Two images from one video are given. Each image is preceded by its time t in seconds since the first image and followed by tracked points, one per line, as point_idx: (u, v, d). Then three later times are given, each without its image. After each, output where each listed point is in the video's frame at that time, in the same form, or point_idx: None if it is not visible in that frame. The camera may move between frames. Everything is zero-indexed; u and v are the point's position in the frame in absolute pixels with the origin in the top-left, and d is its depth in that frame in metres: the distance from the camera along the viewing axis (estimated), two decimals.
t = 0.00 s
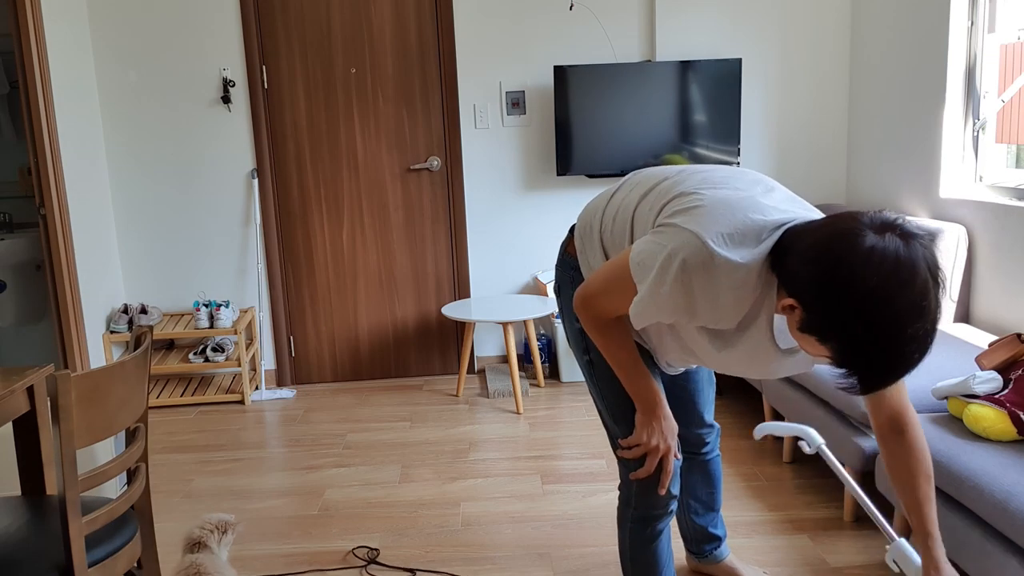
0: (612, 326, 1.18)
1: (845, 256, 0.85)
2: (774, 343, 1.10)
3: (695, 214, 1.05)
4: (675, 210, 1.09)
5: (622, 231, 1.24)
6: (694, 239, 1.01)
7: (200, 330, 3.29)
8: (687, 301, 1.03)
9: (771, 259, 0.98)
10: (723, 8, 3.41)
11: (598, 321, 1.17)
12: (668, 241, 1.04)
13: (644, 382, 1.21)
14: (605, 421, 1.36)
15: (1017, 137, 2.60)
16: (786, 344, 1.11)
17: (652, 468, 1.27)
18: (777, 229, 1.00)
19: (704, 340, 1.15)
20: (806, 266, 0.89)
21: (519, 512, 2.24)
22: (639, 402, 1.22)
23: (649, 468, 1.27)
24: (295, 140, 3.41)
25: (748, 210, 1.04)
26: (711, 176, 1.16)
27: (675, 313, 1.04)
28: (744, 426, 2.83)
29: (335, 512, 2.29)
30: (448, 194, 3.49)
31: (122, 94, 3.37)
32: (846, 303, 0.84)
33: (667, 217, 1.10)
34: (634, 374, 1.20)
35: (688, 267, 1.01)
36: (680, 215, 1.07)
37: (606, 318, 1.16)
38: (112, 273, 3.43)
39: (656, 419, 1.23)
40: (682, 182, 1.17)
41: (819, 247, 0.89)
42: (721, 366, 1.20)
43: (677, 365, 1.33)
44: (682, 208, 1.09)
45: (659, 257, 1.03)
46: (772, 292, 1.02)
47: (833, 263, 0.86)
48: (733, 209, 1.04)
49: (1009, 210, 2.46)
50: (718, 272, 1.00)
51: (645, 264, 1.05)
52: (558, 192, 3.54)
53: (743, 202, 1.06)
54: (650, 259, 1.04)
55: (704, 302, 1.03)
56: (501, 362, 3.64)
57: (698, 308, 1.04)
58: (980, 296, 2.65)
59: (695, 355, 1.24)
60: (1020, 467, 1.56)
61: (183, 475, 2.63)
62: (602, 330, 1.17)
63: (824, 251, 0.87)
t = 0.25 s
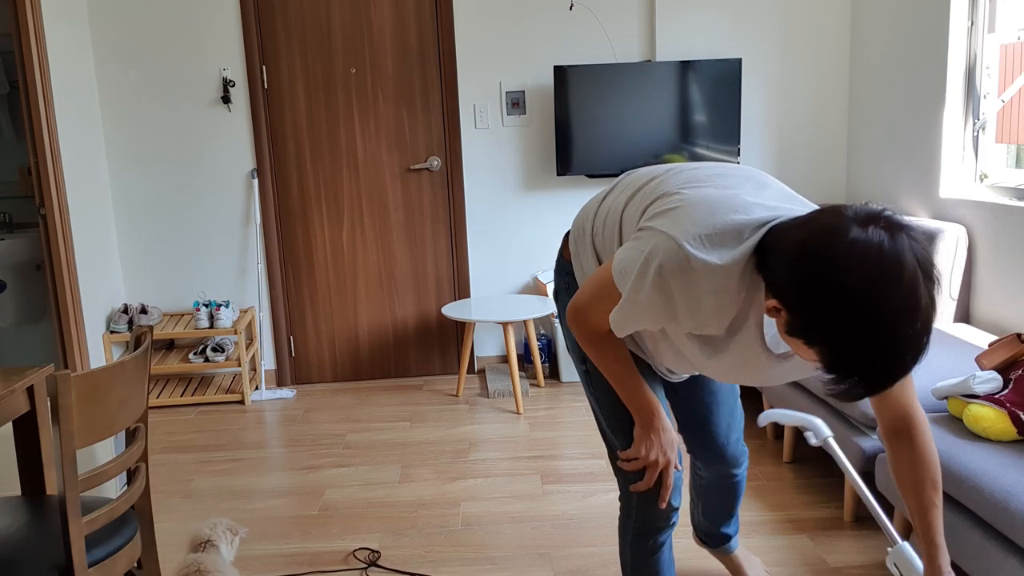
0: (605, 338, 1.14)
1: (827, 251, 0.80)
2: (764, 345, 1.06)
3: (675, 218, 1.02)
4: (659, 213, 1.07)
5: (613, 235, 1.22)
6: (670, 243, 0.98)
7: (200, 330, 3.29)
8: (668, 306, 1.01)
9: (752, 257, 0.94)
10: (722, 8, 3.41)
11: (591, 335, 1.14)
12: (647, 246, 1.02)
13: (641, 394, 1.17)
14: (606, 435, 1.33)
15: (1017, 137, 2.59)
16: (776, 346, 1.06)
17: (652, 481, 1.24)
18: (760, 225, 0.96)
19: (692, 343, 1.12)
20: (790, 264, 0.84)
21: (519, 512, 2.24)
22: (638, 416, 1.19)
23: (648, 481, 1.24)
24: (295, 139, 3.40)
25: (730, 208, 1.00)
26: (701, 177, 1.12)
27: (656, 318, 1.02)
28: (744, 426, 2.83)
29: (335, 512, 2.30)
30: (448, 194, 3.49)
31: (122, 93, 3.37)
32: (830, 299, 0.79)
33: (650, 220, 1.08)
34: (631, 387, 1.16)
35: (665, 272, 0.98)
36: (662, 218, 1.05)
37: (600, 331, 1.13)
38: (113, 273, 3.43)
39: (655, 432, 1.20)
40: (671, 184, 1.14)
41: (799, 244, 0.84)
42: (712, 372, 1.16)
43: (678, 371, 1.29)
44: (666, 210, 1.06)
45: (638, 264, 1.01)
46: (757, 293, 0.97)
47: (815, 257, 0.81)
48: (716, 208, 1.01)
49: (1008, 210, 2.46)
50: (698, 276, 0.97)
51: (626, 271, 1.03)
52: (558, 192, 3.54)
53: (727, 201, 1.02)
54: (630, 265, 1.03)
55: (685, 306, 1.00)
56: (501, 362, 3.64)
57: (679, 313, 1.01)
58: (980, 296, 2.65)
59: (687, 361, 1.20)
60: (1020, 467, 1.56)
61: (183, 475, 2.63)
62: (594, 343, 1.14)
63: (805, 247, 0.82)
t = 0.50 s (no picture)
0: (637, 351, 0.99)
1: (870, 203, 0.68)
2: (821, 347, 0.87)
3: (706, 195, 0.89)
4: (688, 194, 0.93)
5: (641, 234, 1.06)
6: (702, 219, 0.85)
7: (200, 330, 3.29)
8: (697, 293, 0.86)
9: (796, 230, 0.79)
10: (722, 8, 3.41)
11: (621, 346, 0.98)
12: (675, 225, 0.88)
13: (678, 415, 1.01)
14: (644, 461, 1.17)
15: (1017, 136, 2.58)
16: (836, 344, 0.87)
17: (687, 521, 1.07)
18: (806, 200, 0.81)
19: (730, 344, 0.94)
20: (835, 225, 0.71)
21: (519, 512, 2.24)
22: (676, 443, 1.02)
23: (683, 520, 1.07)
24: (295, 139, 3.40)
25: (770, 184, 0.86)
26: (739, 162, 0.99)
27: (685, 308, 0.87)
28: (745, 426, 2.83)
29: (335, 512, 2.30)
30: (448, 194, 3.49)
31: (122, 93, 3.37)
32: (874, 256, 0.66)
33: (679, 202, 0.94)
34: (666, 408, 1.00)
35: (694, 250, 0.84)
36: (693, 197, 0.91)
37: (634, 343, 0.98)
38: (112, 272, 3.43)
39: (696, 462, 1.03)
40: (703, 169, 1.01)
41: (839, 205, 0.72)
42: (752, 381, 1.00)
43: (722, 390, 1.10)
44: (698, 190, 0.93)
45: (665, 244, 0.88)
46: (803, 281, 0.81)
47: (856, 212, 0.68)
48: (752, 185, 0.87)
49: (1008, 210, 2.46)
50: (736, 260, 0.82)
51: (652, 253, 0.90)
52: (558, 192, 3.54)
53: (768, 177, 0.88)
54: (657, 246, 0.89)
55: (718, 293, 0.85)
56: (501, 362, 3.64)
57: (712, 302, 0.86)
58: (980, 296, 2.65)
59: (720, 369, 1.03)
60: (1021, 467, 1.56)
61: (183, 475, 2.63)
62: (625, 354, 0.99)
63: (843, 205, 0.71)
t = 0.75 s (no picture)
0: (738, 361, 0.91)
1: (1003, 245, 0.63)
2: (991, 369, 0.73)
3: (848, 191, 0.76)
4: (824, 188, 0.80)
5: (752, 230, 0.95)
6: (847, 223, 0.72)
7: (200, 330, 3.29)
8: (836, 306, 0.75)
9: (972, 239, 0.66)
10: (722, 8, 3.41)
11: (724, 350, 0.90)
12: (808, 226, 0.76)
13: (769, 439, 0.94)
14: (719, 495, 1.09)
15: (1017, 136, 2.56)
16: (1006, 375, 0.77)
17: (760, 560, 0.99)
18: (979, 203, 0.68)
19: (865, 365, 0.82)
20: (994, 264, 0.64)
21: (519, 512, 2.24)
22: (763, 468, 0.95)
23: (755, 557, 0.99)
24: (295, 138, 3.40)
25: (929, 184, 0.73)
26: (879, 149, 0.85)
27: (819, 322, 0.76)
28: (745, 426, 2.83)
29: (335, 512, 2.30)
30: (448, 194, 3.49)
31: (122, 93, 3.37)
32: None
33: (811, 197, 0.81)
34: (759, 428, 0.93)
35: (835, 259, 0.73)
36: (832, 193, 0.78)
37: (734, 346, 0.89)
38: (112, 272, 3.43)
39: (782, 496, 0.96)
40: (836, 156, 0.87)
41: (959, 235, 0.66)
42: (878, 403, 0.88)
43: (831, 414, 1.00)
44: (836, 183, 0.80)
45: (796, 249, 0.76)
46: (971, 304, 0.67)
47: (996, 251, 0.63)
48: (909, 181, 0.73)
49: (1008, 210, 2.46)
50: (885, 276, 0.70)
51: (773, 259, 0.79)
52: (557, 192, 3.54)
53: (928, 173, 0.75)
54: (784, 246, 0.78)
55: (862, 310, 0.73)
56: (502, 362, 3.64)
57: (854, 318, 0.75)
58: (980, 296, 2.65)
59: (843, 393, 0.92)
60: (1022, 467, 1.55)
61: (183, 474, 2.63)
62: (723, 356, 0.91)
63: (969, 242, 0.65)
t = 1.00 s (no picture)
0: (742, 381, 0.83)
1: None
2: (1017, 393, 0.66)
3: (865, 211, 0.67)
4: (841, 205, 0.71)
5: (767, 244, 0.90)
6: (864, 249, 0.63)
7: (200, 330, 3.29)
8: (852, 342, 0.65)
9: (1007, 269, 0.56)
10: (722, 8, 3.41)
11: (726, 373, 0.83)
12: (818, 252, 0.67)
13: (779, 471, 0.85)
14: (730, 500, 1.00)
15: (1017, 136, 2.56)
16: None
17: None
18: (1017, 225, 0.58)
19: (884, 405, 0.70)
20: None
21: (519, 512, 2.24)
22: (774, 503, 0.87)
23: None
24: (295, 138, 3.40)
25: (960, 200, 0.63)
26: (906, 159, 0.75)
27: (834, 359, 0.67)
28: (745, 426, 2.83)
29: (335, 512, 2.29)
30: (448, 194, 3.48)
31: (122, 93, 3.37)
32: None
33: (825, 215, 0.72)
34: (769, 454, 0.85)
35: (851, 290, 0.63)
36: (849, 212, 0.69)
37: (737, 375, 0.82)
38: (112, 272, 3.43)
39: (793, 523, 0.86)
40: (859, 168, 0.78)
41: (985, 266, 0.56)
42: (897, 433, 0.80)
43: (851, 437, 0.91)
44: (852, 200, 0.70)
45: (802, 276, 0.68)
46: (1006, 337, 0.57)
47: None
48: (937, 200, 0.63)
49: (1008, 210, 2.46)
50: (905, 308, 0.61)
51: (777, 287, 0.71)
52: (558, 192, 3.54)
53: (959, 188, 0.65)
54: (792, 271, 0.69)
55: (882, 346, 0.63)
56: (501, 362, 3.64)
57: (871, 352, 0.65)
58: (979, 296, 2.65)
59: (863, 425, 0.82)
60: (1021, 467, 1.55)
61: (183, 474, 2.63)
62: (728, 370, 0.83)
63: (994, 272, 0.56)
